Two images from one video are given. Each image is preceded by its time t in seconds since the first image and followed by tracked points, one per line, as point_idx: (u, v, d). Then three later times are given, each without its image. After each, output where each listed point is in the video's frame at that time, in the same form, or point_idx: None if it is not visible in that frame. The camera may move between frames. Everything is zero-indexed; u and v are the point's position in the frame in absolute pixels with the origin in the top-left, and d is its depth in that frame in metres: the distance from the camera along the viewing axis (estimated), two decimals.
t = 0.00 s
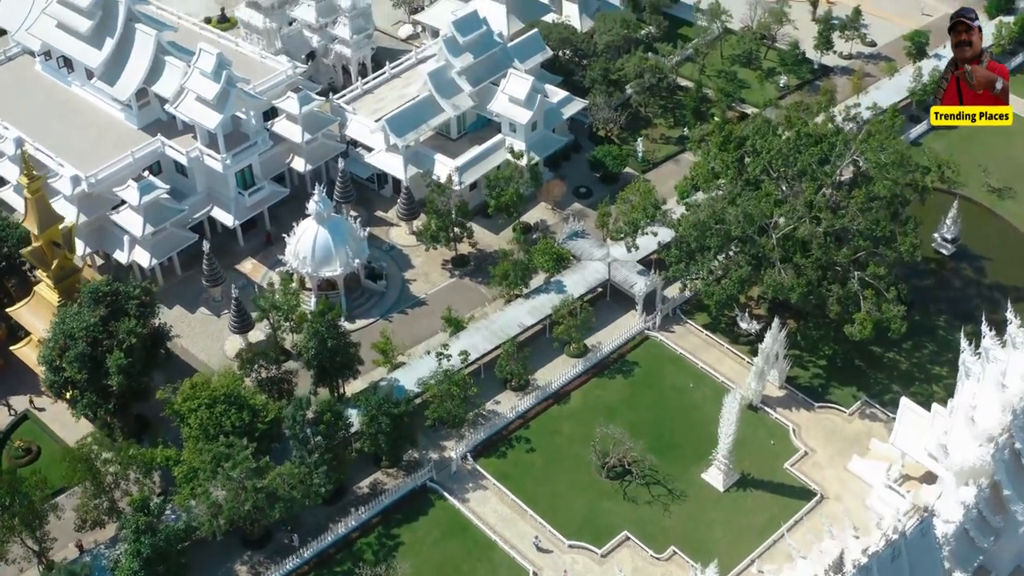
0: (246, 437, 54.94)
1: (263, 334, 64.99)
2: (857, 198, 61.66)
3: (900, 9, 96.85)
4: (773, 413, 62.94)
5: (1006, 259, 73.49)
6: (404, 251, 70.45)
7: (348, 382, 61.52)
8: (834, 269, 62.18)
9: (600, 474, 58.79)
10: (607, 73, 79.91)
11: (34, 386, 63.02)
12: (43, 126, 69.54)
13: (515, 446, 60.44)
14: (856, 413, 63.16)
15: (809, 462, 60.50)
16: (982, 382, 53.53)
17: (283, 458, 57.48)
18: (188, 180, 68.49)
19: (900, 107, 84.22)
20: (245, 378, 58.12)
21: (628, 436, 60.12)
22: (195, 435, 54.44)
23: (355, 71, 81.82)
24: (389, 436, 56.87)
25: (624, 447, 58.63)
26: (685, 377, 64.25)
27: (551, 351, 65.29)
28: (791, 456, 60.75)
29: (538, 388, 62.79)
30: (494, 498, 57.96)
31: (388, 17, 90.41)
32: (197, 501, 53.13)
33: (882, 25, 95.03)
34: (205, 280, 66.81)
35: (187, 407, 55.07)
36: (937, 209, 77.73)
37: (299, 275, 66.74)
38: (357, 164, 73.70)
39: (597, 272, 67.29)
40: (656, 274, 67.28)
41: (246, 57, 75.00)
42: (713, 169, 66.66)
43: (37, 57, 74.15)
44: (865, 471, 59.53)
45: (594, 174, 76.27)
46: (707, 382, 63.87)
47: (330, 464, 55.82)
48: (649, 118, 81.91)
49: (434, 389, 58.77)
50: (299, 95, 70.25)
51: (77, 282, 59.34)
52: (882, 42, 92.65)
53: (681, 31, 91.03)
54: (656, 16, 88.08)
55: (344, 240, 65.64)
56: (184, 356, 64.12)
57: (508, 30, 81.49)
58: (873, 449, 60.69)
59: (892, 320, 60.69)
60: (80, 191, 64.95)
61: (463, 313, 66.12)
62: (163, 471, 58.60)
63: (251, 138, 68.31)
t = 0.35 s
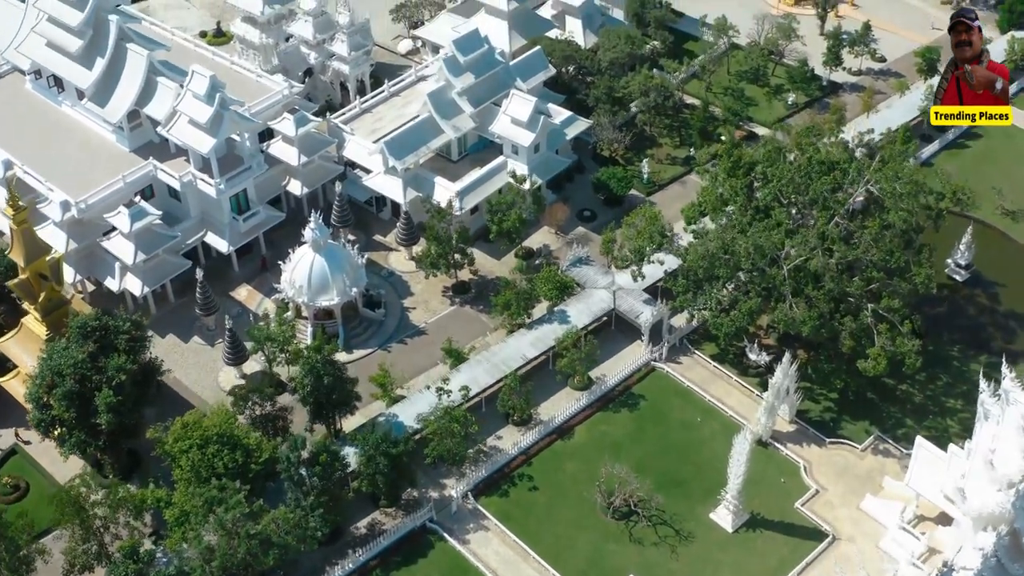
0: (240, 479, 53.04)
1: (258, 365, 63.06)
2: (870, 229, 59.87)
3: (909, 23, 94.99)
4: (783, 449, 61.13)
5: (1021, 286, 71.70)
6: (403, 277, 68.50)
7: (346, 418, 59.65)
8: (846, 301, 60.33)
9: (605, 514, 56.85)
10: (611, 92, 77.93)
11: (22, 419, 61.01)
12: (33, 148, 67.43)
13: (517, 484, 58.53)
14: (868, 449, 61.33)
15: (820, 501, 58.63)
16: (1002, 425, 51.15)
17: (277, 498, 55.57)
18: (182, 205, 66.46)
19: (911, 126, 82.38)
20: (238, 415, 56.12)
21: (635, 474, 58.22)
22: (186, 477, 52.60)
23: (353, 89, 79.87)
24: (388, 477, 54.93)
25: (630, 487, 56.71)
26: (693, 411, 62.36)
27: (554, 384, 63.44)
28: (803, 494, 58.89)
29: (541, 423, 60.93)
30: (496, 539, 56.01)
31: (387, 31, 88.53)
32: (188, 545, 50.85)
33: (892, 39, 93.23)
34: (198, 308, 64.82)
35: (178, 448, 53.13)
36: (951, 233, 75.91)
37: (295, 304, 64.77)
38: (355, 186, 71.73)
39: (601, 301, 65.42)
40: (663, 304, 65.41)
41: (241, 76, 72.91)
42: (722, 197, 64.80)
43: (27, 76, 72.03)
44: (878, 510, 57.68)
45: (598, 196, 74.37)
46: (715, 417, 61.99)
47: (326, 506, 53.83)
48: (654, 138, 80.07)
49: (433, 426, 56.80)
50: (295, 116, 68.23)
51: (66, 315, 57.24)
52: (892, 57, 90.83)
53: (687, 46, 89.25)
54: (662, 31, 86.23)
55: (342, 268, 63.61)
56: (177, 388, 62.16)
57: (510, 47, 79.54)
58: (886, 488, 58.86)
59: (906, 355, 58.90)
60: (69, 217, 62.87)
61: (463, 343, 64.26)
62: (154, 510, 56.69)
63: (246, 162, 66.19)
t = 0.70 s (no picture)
0: (233, 529, 50.93)
1: (254, 403, 60.88)
2: (889, 265, 57.70)
3: (922, 40, 92.84)
4: (797, 493, 59.09)
5: None
6: (405, 309, 66.31)
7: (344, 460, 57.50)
8: (864, 340, 58.15)
9: (614, 563, 54.45)
10: (619, 114, 75.74)
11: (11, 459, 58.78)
12: (22, 174, 65.11)
13: (522, 530, 56.26)
14: (885, 493, 59.12)
15: (836, 548, 56.50)
16: None
17: (273, 547, 53.36)
18: (176, 234, 64.19)
19: (927, 150, 80.22)
20: (233, 461, 53.89)
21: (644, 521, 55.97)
22: (178, 528, 50.39)
23: (354, 109, 77.66)
24: (387, 526, 52.56)
25: (639, 534, 54.42)
26: (704, 453, 60.21)
27: (560, 424, 61.34)
28: (818, 541, 56.78)
29: (547, 466, 58.81)
30: None
31: (388, 49, 86.42)
32: None
33: (905, 57, 91.04)
34: (192, 342, 62.54)
35: (169, 497, 51.01)
36: (969, 262, 73.76)
37: (292, 338, 62.54)
38: (355, 213, 69.48)
39: (609, 336, 63.27)
40: (673, 339, 63.30)
41: (238, 98, 70.61)
42: (734, 230, 62.68)
43: (18, 98, 69.70)
44: (897, 559, 55.56)
45: (605, 223, 72.21)
46: (728, 459, 59.86)
47: (323, 558, 51.44)
48: (663, 161, 77.93)
49: (435, 471, 54.55)
50: (293, 142, 65.99)
51: (54, 354, 54.70)
52: (906, 76, 88.72)
53: (696, 64, 87.21)
54: (671, 50, 84.11)
55: (341, 302, 61.34)
56: (170, 426, 59.97)
57: (515, 67, 77.40)
58: (904, 535, 56.75)
59: (927, 398, 56.81)
60: (59, 248, 60.59)
61: (467, 380, 62.17)
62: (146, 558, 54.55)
63: (242, 190, 63.84)
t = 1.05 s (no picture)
0: None
1: (256, 437, 58.97)
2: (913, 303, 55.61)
3: (942, 57, 90.80)
4: (816, 537, 57.03)
5: None
6: (411, 338, 64.37)
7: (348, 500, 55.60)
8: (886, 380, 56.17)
9: None
10: (633, 135, 73.78)
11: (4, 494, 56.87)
12: (18, 196, 63.08)
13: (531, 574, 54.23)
14: (906, 537, 57.03)
15: None
16: None
17: None
18: (176, 260, 62.20)
19: (949, 173, 78.13)
20: (232, 502, 51.93)
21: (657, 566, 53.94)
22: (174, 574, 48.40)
23: (360, 128, 75.68)
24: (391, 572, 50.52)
25: None
26: (719, 494, 58.19)
27: (571, 462, 59.43)
28: None
29: (557, 506, 56.86)
30: None
31: (396, 64, 84.57)
32: None
33: (925, 74, 88.94)
34: (192, 373, 60.61)
35: (166, 543, 49.00)
36: (992, 291, 71.73)
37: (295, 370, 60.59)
38: (361, 238, 67.48)
39: (622, 370, 61.30)
40: (688, 374, 61.39)
41: (241, 118, 68.59)
42: (752, 262, 60.77)
43: (16, 116, 67.68)
44: None
45: (617, 249, 70.28)
46: (744, 499, 57.87)
47: None
48: (677, 184, 76.05)
49: (441, 514, 52.55)
50: (297, 165, 63.98)
51: (49, 390, 52.80)
52: (925, 95, 86.74)
53: (711, 82, 85.45)
54: (685, 68, 82.24)
55: (345, 333, 59.34)
56: (168, 460, 58.08)
57: (526, 86, 75.42)
58: None
59: (951, 441, 54.87)
60: (55, 275, 58.64)
61: (475, 416, 60.26)
62: None
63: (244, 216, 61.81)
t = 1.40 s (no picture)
0: None
1: (262, 476, 56.83)
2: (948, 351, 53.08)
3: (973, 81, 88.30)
4: None
5: None
6: (424, 373, 62.20)
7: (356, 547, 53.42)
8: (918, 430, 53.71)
9: None
10: (656, 161, 71.44)
11: None
12: (21, 220, 61.08)
13: None
14: None
15: None
16: None
17: None
18: (182, 289, 60.13)
19: (982, 204, 75.53)
20: (235, 550, 49.74)
21: None
22: None
23: (375, 150, 73.50)
24: None
25: None
26: (743, 543, 55.77)
27: (588, 508, 57.17)
28: None
29: (573, 555, 54.59)
30: None
31: (413, 82, 82.57)
32: None
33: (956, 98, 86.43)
34: (198, 407, 58.50)
35: None
36: None
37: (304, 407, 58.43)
38: (374, 266, 65.28)
39: (642, 412, 59.00)
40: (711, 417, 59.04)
41: (252, 141, 66.49)
42: (779, 301, 58.40)
43: (20, 135, 65.69)
44: None
45: (639, 281, 68.02)
46: (767, 550, 55.40)
47: None
48: (700, 212, 73.79)
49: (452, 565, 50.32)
50: (308, 192, 61.85)
51: (49, 427, 50.98)
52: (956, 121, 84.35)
53: (737, 105, 83.38)
54: (710, 90, 80.07)
55: (355, 370, 57.18)
56: (171, 498, 55.98)
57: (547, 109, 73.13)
58: None
59: (985, 496, 52.41)
60: (58, 304, 56.64)
61: (490, 457, 58.06)
62: None
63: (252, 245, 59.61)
